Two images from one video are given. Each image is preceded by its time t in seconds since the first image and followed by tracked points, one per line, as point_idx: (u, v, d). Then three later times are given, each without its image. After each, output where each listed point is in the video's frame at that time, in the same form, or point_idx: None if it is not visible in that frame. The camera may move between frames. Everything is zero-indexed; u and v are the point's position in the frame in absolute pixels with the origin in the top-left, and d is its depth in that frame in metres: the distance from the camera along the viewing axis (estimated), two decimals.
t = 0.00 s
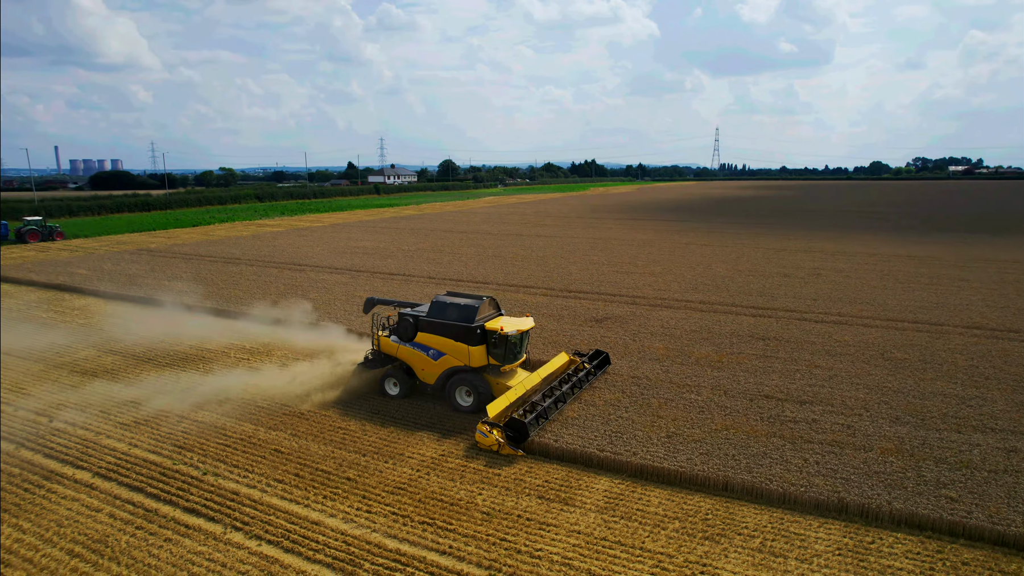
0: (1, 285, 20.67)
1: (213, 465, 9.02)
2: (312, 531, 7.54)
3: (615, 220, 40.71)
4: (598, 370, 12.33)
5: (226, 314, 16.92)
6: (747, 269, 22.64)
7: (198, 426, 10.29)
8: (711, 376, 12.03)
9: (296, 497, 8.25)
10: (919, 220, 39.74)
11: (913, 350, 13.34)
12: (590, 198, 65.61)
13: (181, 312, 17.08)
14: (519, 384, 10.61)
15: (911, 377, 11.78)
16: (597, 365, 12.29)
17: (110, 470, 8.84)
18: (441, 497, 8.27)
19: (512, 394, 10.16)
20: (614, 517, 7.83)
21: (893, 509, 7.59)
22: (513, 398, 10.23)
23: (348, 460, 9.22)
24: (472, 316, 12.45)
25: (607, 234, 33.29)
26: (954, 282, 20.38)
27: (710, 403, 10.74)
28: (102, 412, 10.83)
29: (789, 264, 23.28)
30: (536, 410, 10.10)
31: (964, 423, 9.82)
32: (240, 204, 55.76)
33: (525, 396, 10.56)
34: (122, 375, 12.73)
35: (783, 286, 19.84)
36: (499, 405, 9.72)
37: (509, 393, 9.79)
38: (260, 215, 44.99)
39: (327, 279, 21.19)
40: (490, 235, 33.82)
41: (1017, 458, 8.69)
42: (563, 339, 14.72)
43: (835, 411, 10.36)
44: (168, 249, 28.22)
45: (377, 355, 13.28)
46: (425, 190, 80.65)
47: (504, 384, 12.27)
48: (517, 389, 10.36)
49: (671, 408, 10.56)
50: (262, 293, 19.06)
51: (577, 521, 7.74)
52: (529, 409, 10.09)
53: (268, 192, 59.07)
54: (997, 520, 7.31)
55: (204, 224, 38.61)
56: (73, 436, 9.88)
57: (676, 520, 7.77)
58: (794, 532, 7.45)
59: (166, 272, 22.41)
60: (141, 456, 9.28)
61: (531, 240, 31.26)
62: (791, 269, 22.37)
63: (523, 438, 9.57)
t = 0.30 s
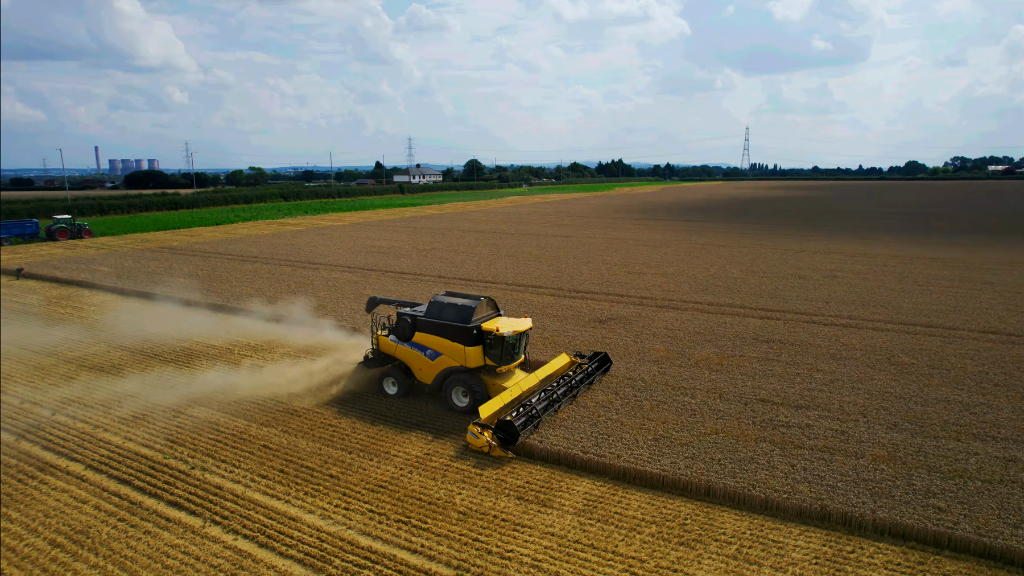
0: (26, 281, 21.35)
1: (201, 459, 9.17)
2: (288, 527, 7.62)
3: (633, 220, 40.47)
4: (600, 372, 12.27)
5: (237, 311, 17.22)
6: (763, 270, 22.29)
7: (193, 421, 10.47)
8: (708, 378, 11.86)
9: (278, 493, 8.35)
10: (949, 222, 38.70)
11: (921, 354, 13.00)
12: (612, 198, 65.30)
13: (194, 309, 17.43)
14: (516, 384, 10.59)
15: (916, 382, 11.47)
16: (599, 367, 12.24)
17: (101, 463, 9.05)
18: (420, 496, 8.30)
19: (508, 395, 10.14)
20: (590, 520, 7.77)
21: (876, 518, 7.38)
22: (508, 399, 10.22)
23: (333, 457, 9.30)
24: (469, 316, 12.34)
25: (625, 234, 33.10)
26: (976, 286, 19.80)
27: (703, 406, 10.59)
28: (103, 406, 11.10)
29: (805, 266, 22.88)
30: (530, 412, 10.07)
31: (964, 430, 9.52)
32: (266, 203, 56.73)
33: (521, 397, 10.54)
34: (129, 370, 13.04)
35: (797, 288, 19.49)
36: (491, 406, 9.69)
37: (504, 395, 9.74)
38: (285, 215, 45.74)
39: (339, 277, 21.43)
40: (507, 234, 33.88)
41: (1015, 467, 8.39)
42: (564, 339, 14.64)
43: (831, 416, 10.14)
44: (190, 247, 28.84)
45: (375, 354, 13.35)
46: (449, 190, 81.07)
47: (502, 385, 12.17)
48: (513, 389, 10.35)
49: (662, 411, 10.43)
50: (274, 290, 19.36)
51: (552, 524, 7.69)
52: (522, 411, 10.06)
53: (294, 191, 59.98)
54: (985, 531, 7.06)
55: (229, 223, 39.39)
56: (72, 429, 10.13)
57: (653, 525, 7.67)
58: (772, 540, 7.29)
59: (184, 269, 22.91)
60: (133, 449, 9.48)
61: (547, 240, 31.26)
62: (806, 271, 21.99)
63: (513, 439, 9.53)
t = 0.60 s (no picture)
0: (50, 278, 21.99)
1: (191, 454, 9.34)
2: (266, 523, 7.70)
3: (654, 220, 40.09)
4: (600, 375, 12.20)
5: (246, 308, 17.47)
6: (777, 271, 21.90)
7: (188, 417, 10.66)
8: (706, 381, 11.67)
9: (260, 488, 8.45)
10: (980, 224, 37.61)
11: (929, 360, 12.63)
12: (637, 198, 64.86)
13: (204, 306, 17.74)
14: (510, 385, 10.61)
15: (919, 388, 11.17)
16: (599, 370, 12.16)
17: (95, 455, 9.28)
18: (400, 495, 8.32)
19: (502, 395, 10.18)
20: (566, 522, 7.71)
21: (858, 526, 7.19)
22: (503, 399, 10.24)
23: (319, 454, 9.38)
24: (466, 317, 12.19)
25: (643, 235, 32.84)
26: (999, 290, 19.19)
27: (696, 409, 10.42)
28: (104, 400, 11.36)
29: (823, 267, 22.39)
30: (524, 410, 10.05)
31: (963, 439, 9.22)
32: (291, 202, 57.57)
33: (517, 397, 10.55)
34: (135, 366, 13.32)
35: (811, 290, 19.11)
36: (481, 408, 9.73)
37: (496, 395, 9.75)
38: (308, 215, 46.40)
39: (351, 276, 21.63)
40: (524, 234, 33.84)
41: (1012, 478, 8.10)
42: (565, 339, 14.56)
43: (826, 421, 9.91)
44: (211, 245, 29.39)
45: (374, 352, 13.40)
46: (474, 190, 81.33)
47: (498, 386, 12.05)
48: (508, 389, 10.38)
49: (653, 414, 10.29)
50: (284, 288, 19.60)
51: (527, 525, 7.65)
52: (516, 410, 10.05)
53: (318, 190, 60.79)
54: (970, 543, 6.83)
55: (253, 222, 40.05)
56: (72, 422, 10.39)
57: (630, 529, 7.57)
58: (748, 547, 7.15)
59: (201, 267, 23.35)
60: (127, 443, 9.69)
61: (563, 240, 31.17)
62: (822, 273, 21.54)
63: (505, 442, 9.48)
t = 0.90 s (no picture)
0: (74, 275, 22.62)
1: (183, 448, 9.51)
2: (245, 517, 7.80)
3: (674, 220, 39.68)
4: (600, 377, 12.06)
5: (256, 305, 17.72)
6: (793, 273, 21.50)
7: (186, 411, 10.85)
8: (702, 385, 11.49)
9: (245, 483, 8.56)
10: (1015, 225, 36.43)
11: (938, 366, 12.26)
12: (661, 198, 64.30)
13: (216, 303, 18.06)
14: (506, 386, 10.57)
15: (923, 394, 10.85)
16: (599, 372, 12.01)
17: (91, 448, 9.51)
18: (380, 493, 8.36)
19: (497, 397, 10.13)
20: (542, 524, 7.65)
21: (837, 535, 7.01)
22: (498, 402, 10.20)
23: (307, 451, 9.47)
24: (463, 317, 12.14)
25: (661, 235, 32.53)
26: None
27: (688, 412, 10.28)
28: (107, 394, 11.63)
29: (840, 270, 21.91)
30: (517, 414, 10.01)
31: (961, 447, 8.93)
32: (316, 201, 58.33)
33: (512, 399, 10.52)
34: (142, 361, 13.62)
35: (825, 292, 18.71)
36: (473, 409, 9.69)
37: (490, 397, 9.69)
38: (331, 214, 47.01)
39: (362, 275, 21.81)
40: (541, 233, 33.78)
41: (1007, 488, 7.81)
42: (567, 340, 14.46)
43: (821, 427, 9.69)
44: (232, 244, 29.92)
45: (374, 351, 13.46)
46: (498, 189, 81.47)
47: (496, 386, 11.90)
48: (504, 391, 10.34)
49: (644, 416, 10.18)
50: (296, 287, 19.84)
51: (502, 526, 7.62)
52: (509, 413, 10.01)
53: (343, 190, 61.51)
54: (951, 556, 6.61)
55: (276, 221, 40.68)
56: (74, 415, 10.67)
57: (605, 532, 7.49)
58: (723, 553, 7.01)
59: (219, 265, 23.79)
60: (123, 436, 9.90)
61: (580, 240, 31.04)
62: (839, 275, 21.07)
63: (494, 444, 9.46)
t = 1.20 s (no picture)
0: (97, 272, 23.21)
1: (176, 442, 9.70)
2: (226, 511, 7.93)
3: (695, 221, 39.24)
4: (599, 380, 11.91)
5: (265, 301, 17.94)
6: (809, 275, 21.08)
7: (184, 407, 11.05)
8: (699, 387, 11.30)
9: (231, 478, 8.71)
10: None
11: (945, 371, 11.91)
12: (686, 199, 63.65)
13: (228, 300, 18.35)
14: (502, 387, 10.56)
15: (926, 401, 10.54)
16: (599, 374, 11.87)
17: (88, 440, 9.76)
18: (362, 490, 8.42)
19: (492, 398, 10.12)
20: (517, 525, 7.63)
21: (815, 544, 6.85)
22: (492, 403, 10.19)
23: (295, 447, 9.59)
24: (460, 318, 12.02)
25: (680, 235, 32.20)
26: None
27: (680, 416, 10.13)
28: (111, 389, 11.90)
29: (858, 272, 21.42)
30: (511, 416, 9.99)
31: (958, 456, 8.65)
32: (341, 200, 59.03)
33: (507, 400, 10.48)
34: (150, 356, 13.93)
35: (839, 295, 18.31)
36: (466, 409, 9.68)
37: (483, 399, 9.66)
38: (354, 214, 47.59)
39: (374, 273, 21.98)
40: (559, 233, 33.68)
41: (999, 499, 7.55)
42: (568, 340, 14.37)
43: (814, 432, 9.47)
44: (253, 242, 30.41)
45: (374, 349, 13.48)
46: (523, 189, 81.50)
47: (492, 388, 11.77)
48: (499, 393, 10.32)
49: (634, 419, 10.06)
50: (307, 284, 20.05)
51: (477, 526, 7.61)
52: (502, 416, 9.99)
53: (368, 190, 62.17)
54: (930, 569, 6.40)
55: (299, 220, 41.27)
56: (77, 409, 10.96)
57: (580, 535, 7.43)
58: (696, 559, 6.90)
59: (236, 263, 24.23)
60: (120, 430, 10.14)
61: (597, 240, 30.88)
62: (856, 277, 20.61)
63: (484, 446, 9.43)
